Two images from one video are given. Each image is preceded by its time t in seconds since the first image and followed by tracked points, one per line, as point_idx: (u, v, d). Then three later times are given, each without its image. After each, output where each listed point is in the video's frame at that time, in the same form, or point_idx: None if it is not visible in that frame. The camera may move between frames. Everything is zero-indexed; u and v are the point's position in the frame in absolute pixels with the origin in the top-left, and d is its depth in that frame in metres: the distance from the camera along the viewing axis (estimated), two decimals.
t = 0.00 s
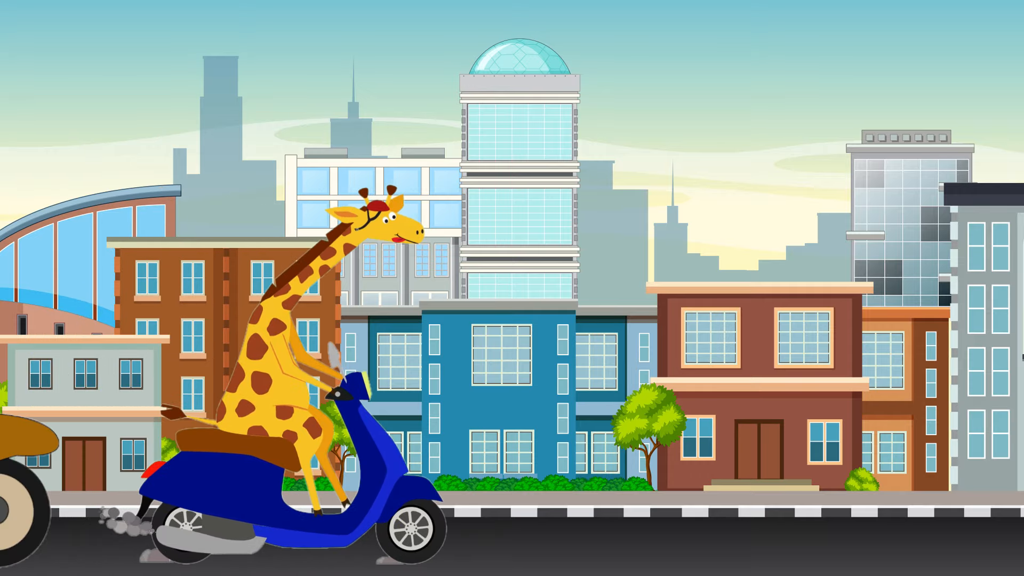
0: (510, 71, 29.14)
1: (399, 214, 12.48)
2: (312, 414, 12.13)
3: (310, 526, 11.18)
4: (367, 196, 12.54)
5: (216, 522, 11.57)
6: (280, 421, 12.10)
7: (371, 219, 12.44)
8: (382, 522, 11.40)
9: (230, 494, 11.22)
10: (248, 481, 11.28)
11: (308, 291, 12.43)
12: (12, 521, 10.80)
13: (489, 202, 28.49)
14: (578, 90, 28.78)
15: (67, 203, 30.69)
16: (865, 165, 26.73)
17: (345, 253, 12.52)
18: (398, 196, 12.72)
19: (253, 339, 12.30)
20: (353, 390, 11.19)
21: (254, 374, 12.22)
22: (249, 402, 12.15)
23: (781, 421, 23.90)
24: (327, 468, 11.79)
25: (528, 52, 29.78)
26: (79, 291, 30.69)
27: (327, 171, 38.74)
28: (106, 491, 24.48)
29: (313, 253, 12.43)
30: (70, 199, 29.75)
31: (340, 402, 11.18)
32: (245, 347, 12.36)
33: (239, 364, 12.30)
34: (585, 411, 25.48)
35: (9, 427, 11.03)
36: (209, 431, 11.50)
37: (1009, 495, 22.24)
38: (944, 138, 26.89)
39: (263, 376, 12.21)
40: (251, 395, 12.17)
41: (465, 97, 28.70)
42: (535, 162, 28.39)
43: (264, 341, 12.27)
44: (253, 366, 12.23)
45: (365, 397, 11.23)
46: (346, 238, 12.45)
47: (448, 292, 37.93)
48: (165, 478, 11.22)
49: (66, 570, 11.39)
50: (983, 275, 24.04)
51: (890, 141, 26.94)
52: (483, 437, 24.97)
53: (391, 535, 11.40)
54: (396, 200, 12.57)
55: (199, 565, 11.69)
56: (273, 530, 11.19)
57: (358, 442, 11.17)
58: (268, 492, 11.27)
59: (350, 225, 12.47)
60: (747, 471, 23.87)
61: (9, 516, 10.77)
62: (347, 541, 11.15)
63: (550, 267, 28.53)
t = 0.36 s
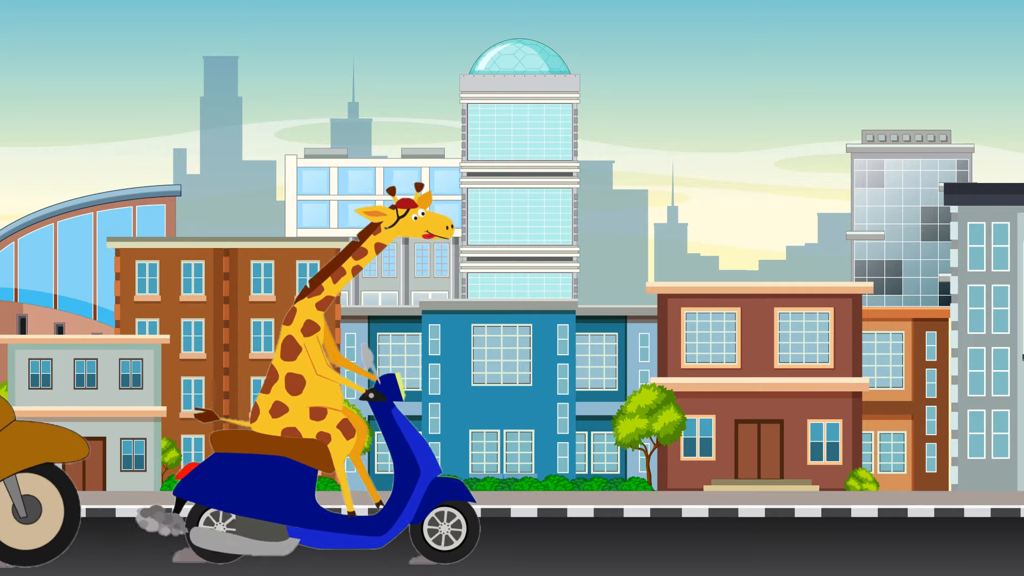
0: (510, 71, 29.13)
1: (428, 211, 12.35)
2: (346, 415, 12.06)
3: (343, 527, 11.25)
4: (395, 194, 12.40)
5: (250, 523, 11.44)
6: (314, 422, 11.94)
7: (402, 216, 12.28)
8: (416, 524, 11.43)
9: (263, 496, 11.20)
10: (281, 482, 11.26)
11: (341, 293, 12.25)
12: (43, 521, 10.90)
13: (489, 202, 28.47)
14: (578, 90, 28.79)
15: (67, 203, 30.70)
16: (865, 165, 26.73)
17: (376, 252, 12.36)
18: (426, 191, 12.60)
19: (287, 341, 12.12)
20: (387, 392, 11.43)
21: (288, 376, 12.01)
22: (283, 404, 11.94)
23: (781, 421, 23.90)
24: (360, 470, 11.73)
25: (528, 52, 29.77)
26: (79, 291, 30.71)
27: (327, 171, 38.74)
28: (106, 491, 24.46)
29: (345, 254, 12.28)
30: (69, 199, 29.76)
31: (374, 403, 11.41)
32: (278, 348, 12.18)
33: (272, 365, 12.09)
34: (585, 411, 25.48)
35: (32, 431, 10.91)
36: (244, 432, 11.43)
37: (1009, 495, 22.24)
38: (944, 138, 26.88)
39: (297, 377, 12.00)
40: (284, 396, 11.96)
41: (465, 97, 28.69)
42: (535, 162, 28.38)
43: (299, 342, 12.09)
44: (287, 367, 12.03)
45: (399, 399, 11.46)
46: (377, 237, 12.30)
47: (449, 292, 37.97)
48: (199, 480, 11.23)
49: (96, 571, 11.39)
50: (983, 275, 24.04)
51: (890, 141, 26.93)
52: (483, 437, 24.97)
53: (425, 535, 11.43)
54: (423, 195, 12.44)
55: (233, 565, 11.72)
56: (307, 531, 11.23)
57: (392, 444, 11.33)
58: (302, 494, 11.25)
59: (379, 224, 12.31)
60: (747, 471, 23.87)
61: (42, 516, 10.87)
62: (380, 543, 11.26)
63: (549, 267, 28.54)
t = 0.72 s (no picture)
0: (510, 71, 29.11)
1: (458, 202, 12.25)
2: (380, 410, 11.79)
3: (378, 523, 10.88)
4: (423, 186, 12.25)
5: (284, 518, 11.01)
6: (348, 418, 11.68)
7: (432, 209, 12.11)
8: (450, 521, 11.13)
9: (296, 491, 10.84)
10: (316, 477, 10.92)
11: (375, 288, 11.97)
12: (74, 522, 10.59)
13: (489, 202, 28.40)
14: (578, 90, 28.78)
15: (67, 203, 30.69)
16: (865, 165, 26.73)
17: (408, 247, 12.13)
18: (453, 183, 12.50)
19: (321, 336, 11.83)
20: (421, 387, 11.15)
21: (322, 372, 11.75)
22: (317, 399, 11.67)
23: (781, 421, 23.91)
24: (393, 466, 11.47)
25: (528, 52, 29.75)
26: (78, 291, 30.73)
27: (327, 171, 38.70)
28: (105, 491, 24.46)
29: (378, 249, 12.00)
30: (69, 200, 29.76)
31: (408, 399, 11.11)
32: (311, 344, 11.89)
33: (305, 361, 11.81)
34: (585, 411, 25.48)
35: (63, 427, 10.65)
36: (278, 427, 11.03)
37: (1009, 495, 22.23)
38: (944, 138, 26.88)
39: (331, 373, 11.76)
40: (318, 391, 11.70)
41: (465, 97, 28.68)
42: (535, 162, 28.34)
43: (333, 338, 11.80)
44: (321, 363, 11.76)
45: (433, 394, 11.18)
46: (409, 231, 12.10)
47: (449, 292, 37.98)
48: (231, 474, 10.84)
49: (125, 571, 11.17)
50: (983, 275, 24.04)
51: (890, 141, 26.93)
52: (483, 437, 24.98)
53: (459, 534, 11.13)
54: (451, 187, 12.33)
55: (268, 565, 11.37)
56: (341, 527, 10.89)
57: (425, 440, 10.98)
58: (336, 489, 10.90)
59: (409, 218, 12.14)
60: (747, 471, 23.87)
61: (71, 517, 10.56)
62: (415, 539, 10.88)
63: (549, 267, 28.55)
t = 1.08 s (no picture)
0: (510, 71, 29.11)
1: (495, 210, 12.40)
2: (413, 414, 12.06)
3: (411, 527, 11.16)
4: (461, 192, 12.40)
5: (318, 523, 11.28)
6: (382, 422, 11.99)
7: (469, 215, 12.30)
8: (483, 524, 11.35)
9: (330, 496, 11.14)
10: (348, 481, 11.22)
11: (408, 292, 12.20)
12: (102, 522, 10.92)
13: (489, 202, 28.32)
14: (578, 90, 28.78)
15: (68, 203, 30.72)
16: (865, 165, 26.74)
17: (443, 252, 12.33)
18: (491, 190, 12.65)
19: (355, 340, 12.14)
20: (455, 391, 11.25)
21: (356, 375, 12.07)
22: (351, 403, 12.01)
23: (781, 421, 23.91)
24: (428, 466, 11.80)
25: (528, 52, 29.75)
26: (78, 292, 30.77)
27: (327, 171, 38.77)
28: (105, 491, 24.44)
29: (412, 254, 12.21)
30: (70, 199, 29.76)
31: (442, 403, 11.22)
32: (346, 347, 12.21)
33: (340, 365, 12.13)
34: (585, 411, 25.48)
35: (92, 426, 11.01)
36: (311, 432, 11.38)
37: (1010, 496, 22.22)
38: (944, 138, 26.86)
39: (365, 377, 12.06)
40: (352, 395, 12.04)
41: (465, 97, 28.69)
42: (535, 162, 28.31)
43: (367, 342, 12.11)
44: (355, 367, 12.07)
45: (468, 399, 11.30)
46: (444, 237, 12.29)
47: (448, 292, 38.02)
48: (267, 479, 11.17)
49: (158, 571, 11.33)
50: (983, 275, 24.03)
51: (890, 141, 26.93)
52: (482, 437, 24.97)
53: (493, 535, 11.36)
54: (489, 195, 12.49)
55: (300, 565, 11.65)
56: (375, 531, 11.15)
57: (460, 445, 11.17)
58: (370, 493, 11.19)
59: (446, 224, 12.33)
60: (747, 471, 23.87)
61: (100, 519, 10.88)
62: (449, 542, 11.17)
63: (550, 267, 28.54)
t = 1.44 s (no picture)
0: (510, 71, 29.09)
1: (535, 214, 12.25)
2: (447, 414, 11.88)
3: (446, 527, 11.07)
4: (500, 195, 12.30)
5: (352, 521, 11.31)
6: (416, 422, 11.79)
7: (508, 218, 12.16)
8: (518, 524, 11.29)
9: (363, 495, 10.99)
10: (383, 481, 11.05)
11: (443, 293, 12.09)
12: (132, 522, 10.92)
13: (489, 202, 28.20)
14: (578, 90, 28.75)
15: (68, 204, 30.74)
16: (865, 165, 26.74)
17: (480, 254, 12.21)
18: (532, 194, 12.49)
19: (389, 340, 12.00)
20: (488, 391, 11.21)
21: (389, 375, 11.88)
22: (385, 403, 11.82)
23: (781, 421, 23.92)
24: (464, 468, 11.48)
25: (528, 52, 29.73)
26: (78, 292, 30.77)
27: (327, 171, 38.78)
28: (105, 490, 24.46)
29: (449, 254, 12.14)
30: (69, 199, 29.76)
31: (476, 402, 11.18)
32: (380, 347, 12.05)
33: (373, 365, 11.97)
34: (585, 411, 25.48)
35: (123, 431, 10.94)
36: (346, 431, 11.17)
37: (1009, 495, 22.22)
38: (944, 138, 26.84)
39: (398, 377, 11.87)
40: (386, 395, 11.84)
41: (465, 97, 28.68)
42: (535, 162, 28.26)
43: (400, 341, 11.96)
44: (389, 367, 11.90)
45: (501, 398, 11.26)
46: (482, 238, 12.18)
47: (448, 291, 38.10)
48: (299, 479, 11.01)
49: (190, 571, 11.22)
50: (983, 275, 24.03)
51: (890, 141, 26.92)
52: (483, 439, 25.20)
53: (527, 535, 11.28)
54: (530, 200, 12.35)
55: (334, 565, 11.55)
56: (409, 531, 11.05)
57: (494, 444, 11.14)
58: (404, 493, 11.04)
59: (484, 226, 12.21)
60: (747, 471, 23.87)
61: (130, 517, 10.89)
62: (483, 542, 11.08)
63: (550, 267, 28.51)
